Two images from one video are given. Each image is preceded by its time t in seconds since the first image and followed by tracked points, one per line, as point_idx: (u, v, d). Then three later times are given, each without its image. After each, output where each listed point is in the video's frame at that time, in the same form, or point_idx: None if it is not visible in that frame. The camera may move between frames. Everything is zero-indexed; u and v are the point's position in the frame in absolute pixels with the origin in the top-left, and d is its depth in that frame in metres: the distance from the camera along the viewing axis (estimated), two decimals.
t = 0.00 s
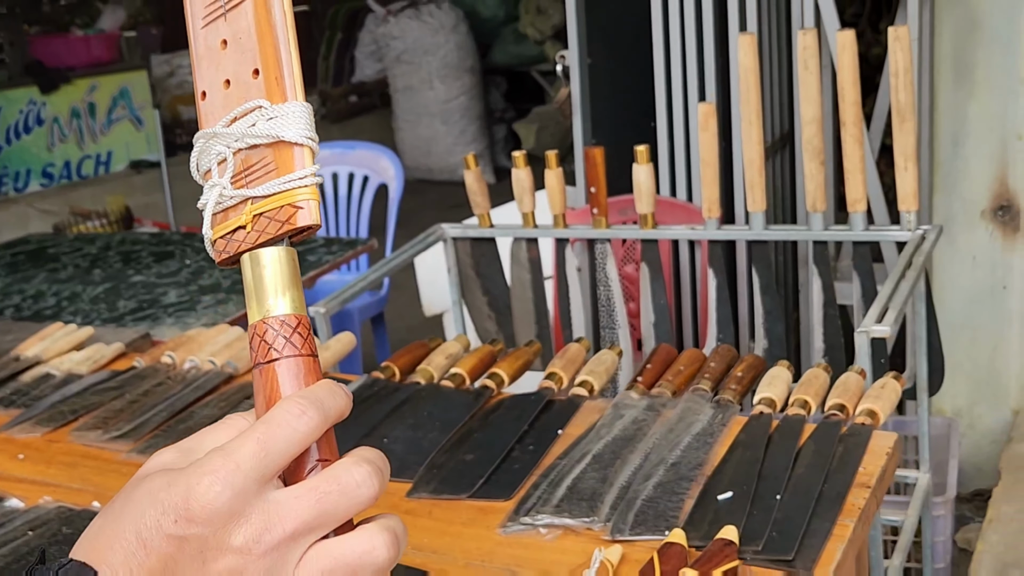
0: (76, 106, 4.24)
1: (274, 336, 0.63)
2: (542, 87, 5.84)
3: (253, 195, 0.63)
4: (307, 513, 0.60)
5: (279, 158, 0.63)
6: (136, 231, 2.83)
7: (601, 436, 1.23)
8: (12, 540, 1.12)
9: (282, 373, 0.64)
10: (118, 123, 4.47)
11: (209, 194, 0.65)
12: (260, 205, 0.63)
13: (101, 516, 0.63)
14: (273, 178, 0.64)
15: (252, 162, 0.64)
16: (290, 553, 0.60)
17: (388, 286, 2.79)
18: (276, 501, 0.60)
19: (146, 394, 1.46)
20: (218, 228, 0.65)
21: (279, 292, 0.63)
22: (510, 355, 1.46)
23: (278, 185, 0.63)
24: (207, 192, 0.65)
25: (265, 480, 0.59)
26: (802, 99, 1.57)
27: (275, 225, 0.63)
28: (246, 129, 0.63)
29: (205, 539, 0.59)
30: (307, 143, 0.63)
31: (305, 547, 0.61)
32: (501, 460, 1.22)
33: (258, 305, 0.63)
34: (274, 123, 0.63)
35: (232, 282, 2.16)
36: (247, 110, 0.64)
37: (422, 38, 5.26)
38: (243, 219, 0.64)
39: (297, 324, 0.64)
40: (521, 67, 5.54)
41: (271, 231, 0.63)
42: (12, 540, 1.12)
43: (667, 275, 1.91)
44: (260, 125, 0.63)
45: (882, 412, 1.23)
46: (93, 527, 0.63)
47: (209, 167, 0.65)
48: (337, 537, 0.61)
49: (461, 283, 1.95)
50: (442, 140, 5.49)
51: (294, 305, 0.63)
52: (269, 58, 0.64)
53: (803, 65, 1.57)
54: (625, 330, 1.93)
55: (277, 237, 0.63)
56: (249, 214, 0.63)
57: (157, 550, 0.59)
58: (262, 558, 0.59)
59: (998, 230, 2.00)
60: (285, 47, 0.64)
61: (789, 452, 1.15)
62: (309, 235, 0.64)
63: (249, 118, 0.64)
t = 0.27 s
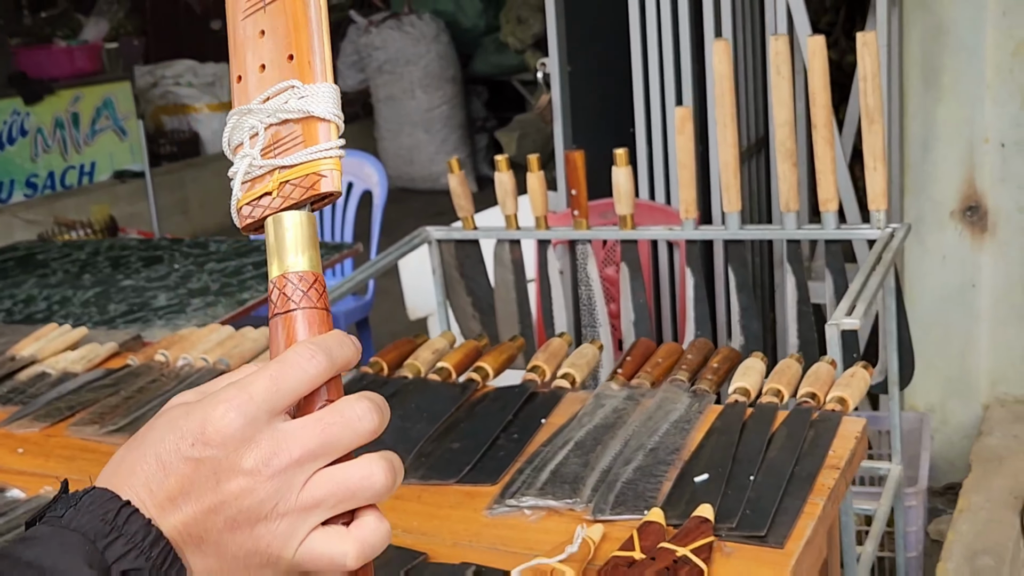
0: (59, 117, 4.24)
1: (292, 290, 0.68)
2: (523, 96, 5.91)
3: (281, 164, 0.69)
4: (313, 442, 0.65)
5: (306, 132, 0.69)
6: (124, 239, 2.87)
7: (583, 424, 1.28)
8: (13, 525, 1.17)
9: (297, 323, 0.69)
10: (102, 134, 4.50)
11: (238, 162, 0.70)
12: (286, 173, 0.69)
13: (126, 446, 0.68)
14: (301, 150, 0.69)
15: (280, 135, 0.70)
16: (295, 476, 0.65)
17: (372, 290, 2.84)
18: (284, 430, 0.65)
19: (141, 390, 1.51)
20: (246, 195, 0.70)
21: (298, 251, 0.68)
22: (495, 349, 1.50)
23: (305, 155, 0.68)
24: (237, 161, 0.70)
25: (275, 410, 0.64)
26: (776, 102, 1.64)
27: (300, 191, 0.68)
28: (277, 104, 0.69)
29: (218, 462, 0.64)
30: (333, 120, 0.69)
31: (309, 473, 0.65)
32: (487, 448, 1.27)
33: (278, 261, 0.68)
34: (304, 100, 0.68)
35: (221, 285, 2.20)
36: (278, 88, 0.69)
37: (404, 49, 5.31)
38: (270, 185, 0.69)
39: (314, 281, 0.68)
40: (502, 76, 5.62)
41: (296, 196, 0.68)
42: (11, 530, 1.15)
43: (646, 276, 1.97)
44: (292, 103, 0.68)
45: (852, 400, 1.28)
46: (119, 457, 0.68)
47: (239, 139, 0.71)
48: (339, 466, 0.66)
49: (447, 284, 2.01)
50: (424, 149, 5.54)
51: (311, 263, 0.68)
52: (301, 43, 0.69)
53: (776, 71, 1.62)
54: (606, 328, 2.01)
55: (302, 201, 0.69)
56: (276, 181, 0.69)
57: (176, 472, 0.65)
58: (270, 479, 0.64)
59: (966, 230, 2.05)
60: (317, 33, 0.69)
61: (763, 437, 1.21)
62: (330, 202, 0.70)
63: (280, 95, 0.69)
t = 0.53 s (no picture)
0: (51, 126, 4.28)
1: (310, 288, 0.72)
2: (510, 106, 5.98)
3: (307, 178, 0.72)
4: (323, 418, 0.69)
5: (331, 151, 0.72)
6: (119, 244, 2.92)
7: (568, 412, 1.34)
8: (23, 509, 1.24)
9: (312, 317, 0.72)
10: (93, 143, 4.55)
11: (268, 177, 0.74)
12: (311, 186, 0.72)
13: (156, 410, 0.73)
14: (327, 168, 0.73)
15: (308, 153, 0.73)
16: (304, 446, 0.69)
17: (361, 293, 2.89)
18: (298, 407, 0.69)
19: (142, 384, 1.56)
20: (271, 207, 0.74)
21: (318, 254, 0.72)
22: (482, 344, 1.56)
23: (329, 171, 0.72)
24: (266, 175, 0.74)
25: (291, 386, 0.69)
26: (752, 105, 1.71)
27: (321, 203, 0.71)
28: (308, 126, 0.73)
29: (237, 429, 0.69)
30: (359, 143, 0.72)
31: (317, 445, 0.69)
32: (475, 435, 1.32)
33: (299, 264, 0.72)
34: (332, 122, 0.72)
35: (215, 287, 2.25)
36: (308, 111, 0.73)
37: (392, 58, 5.38)
38: (295, 197, 0.73)
39: (330, 282, 0.72)
40: (489, 85, 5.69)
41: (318, 206, 0.71)
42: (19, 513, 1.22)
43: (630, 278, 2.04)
44: (321, 125, 0.72)
45: (823, 387, 1.34)
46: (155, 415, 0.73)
47: (270, 155, 0.74)
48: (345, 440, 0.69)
49: (435, 284, 2.06)
50: (412, 158, 5.60)
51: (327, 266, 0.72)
52: (333, 72, 0.73)
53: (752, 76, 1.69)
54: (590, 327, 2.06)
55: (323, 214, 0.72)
56: (301, 196, 0.72)
57: (200, 437, 0.69)
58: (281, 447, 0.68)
59: (939, 230, 2.12)
60: (348, 63, 0.73)
61: (739, 422, 1.27)
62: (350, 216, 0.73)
63: (310, 118, 0.73)
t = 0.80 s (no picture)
0: (49, 132, 4.34)
1: (292, 361, 0.86)
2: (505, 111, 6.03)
3: (300, 261, 0.90)
4: (302, 477, 0.81)
5: (325, 240, 0.90)
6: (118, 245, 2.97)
7: (556, 403, 1.39)
8: (30, 498, 1.30)
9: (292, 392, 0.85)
10: (92, 148, 4.59)
11: (268, 258, 0.92)
12: (305, 270, 0.89)
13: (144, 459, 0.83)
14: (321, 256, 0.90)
15: (304, 239, 0.91)
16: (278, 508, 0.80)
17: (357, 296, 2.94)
18: (279, 465, 0.81)
19: (143, 379, 1.61)
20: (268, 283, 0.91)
21: (302, 332, 0.87)
22: (474, 339, 1.61)
23: (321, 257, 0.89)
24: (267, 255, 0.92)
25: (271, 445, 0.81)
26: (736, 109, 1.76)
27: (311, 282, 0.88)
28: (308, 219, 0.91)
29: (219, 479, 0.80)
30: (350, 234, 0.90)
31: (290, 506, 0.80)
32: (467, 425, 1.37)
33: (284, 339, 0.87)
34: (329, 214, 0.90)
35: (214, 287, 2.30)
36: (309, 203, 0.91)
37: (388, 64, 5.43)
38: (289, 277, 0.90)
39: (310, 358, 0.86)
40: (484, 91, 5.76)
41: (306, 286, 0.88)
42: (30, 499, 1.30)
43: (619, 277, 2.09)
44: (319, 217, 0.90)
45: (802, 380, 1.39)
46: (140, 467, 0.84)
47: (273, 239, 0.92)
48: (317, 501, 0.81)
49: (429, 283, 2.11)
50: (407, 163, 5.65)
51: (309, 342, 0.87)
52: (333, 171, 0.91)
53: (735, 80, 1.74)
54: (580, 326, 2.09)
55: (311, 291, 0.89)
56: (295, 275, 0.90)
57: (181, 485, 0.80)
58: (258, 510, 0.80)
59: (921, 231, 2.17)
60: (347, 166, 0.91)
61: (720, 412, 1.31)
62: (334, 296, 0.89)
63: (310, 209, 0.91)
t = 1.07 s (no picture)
0: (59, 131, 4.40)
1: (273, 440, 0.89)
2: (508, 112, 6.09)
3: (289, 351, 0.96)
4: (272, 549, 0.81)
5: (314, 332, 0.97)
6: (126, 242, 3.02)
7: (550, 393, 1.44)
8: (43, 481, 1.36)
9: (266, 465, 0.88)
10: (100, 147, 4.65)
11: (259, 346, 0.98)
12: (293, 359, 0.96)
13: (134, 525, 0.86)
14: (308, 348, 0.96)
15: (293, 330, 0.98)
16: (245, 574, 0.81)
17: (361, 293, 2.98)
18: (252, 537, 0.82)
19: (151, 369, 1.67)
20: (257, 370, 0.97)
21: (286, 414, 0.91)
22: (472, 332, 1.66)
23: (309, 347, 0.96)
24: (257, 347, 0.98)
25: (248, 517, 0.83)
26: (729, 109, 1.80)
27: (297, 371, 0.94)
28: (298, 314, 0.99)
29: (194, 545, 0.82)
30: (338, 329, 0.98)
31: None
32: (464, 413, 1.42)
33: (267, 423, 0.91)
34: (320, 309, 0.98)
35: (220, 282, 2.35)
36: (301, 298, 1.00)
37: (392, 65, 5.48)
38: (277, 365, 0.96)
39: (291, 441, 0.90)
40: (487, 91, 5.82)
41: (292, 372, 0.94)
42: (43, 482, 1.35)
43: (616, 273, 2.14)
44: (312, 311, 0.98)
45: (788, 370, 1.43)
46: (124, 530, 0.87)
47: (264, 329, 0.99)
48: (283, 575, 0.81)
49: (430, 279, 2.17)
50: (411, 162, 5.71)
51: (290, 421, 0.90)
52: (326, 273, 1.00)
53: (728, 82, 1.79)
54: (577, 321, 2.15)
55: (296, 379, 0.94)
56: (285, 363, 0.96)
57: (159, 549, 0.82)
58: None
59: (912, 230, 2.21)
60: (339, 267, 1.01)
61: (708, 401, 1.36)
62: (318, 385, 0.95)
63: (302, 305, 1.00)
